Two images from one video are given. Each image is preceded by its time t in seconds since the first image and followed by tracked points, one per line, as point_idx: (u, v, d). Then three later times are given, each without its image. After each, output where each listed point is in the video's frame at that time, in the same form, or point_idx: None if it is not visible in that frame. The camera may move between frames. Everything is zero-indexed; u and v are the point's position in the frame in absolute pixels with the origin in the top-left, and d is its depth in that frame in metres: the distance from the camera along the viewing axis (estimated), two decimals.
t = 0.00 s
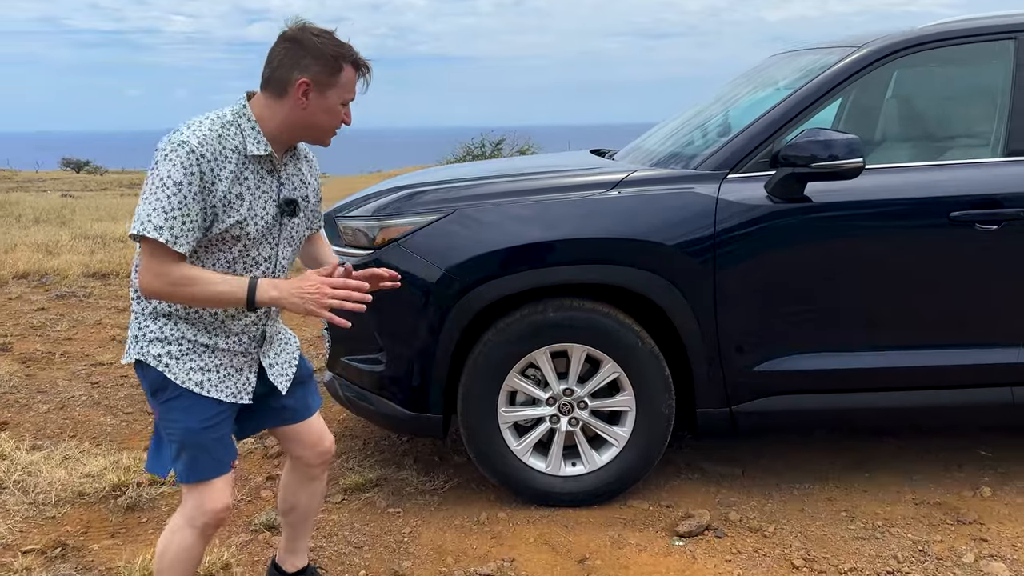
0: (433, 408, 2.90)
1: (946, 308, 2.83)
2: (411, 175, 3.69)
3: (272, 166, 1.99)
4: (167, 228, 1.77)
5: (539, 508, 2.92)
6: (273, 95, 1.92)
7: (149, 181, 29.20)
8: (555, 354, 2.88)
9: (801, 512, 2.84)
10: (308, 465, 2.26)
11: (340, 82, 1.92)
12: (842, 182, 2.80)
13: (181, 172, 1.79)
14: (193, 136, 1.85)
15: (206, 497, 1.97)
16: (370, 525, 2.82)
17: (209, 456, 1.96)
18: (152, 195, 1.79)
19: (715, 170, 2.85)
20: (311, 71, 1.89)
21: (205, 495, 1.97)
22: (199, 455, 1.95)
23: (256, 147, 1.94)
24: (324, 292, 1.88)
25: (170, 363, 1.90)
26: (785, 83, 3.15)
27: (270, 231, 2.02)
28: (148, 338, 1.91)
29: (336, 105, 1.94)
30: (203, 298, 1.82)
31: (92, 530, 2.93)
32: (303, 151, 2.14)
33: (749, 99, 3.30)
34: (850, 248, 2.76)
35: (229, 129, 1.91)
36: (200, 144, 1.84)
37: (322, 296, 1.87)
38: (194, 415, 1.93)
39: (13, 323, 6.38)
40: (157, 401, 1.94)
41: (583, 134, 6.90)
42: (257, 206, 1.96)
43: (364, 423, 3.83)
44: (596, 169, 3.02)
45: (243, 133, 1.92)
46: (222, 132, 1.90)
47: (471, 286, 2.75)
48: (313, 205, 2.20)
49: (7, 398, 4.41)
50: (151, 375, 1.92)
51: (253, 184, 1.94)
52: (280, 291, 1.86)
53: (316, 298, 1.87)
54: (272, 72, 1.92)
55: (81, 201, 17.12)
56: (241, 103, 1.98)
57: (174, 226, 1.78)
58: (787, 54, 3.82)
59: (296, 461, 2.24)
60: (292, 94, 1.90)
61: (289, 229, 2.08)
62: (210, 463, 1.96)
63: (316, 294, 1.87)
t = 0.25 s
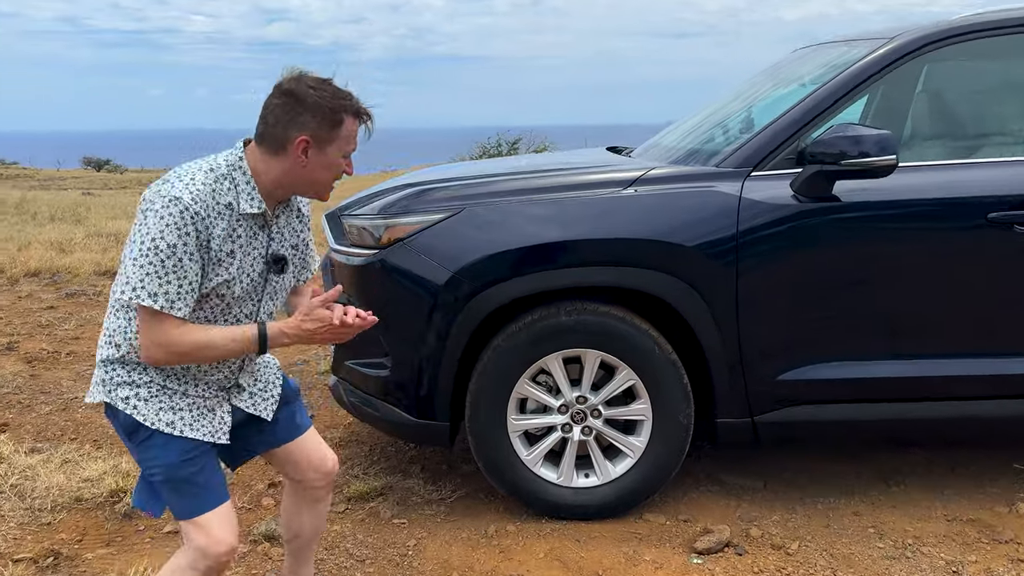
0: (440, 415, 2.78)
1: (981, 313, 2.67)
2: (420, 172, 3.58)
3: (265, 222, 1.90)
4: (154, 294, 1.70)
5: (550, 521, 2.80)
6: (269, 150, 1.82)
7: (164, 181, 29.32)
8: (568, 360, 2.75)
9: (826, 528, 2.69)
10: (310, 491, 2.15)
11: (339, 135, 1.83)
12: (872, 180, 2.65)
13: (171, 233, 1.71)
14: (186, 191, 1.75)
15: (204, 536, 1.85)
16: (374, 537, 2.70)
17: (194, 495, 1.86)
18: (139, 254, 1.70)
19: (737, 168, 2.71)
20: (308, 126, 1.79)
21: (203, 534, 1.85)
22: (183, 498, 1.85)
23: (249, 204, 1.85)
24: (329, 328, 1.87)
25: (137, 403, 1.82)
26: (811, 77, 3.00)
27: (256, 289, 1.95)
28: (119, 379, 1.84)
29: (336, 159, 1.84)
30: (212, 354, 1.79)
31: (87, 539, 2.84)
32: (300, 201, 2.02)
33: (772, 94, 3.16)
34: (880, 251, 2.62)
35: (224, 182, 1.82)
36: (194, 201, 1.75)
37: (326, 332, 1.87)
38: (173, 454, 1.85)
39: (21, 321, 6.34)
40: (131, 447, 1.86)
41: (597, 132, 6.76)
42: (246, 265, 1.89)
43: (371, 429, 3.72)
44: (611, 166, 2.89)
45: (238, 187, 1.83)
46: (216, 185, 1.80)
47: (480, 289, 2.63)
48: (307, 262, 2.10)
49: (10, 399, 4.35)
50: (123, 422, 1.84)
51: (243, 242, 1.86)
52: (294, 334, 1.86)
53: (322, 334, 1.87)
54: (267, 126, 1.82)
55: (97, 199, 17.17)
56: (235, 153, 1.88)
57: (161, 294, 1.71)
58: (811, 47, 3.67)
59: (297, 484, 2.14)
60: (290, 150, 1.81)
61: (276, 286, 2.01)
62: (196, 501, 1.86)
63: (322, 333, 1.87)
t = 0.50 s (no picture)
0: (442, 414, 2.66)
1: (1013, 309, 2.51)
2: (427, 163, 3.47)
3: (269, 308, 1.89)
4: (161, 396, 1.70)
5: (556, 525, 2.67)
6: (269, 244, 1.77)
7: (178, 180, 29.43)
8: (575, 357, 2.62)
9: (847, 536, 2.55)
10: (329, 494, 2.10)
11: (340, 222, 1.78)
12: (898, 169, 2.51)
13: (176, 337, 1.70)
14: (191, 291, 1.73)
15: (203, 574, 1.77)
16: (371, 540, 2.59)
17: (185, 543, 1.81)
18: (142, 357, 1.70)
19: (756, 156, 2.58)
20: (309, 220, 1.74)
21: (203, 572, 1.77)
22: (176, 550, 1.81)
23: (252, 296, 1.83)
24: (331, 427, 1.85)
25: (125, 462, 1.84)
26: (834, 62, 2.86)
27: (258, 375, 1.95)
28: (113, 447, 1.84)
29: (338, 245, 1.79)
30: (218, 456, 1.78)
31: (77, 538, 2.76)
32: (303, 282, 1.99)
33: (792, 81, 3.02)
34: (907, 243, 2.47)
35: (227, 276, 1.79)
36: (198, 302, 1.73)
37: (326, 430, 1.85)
38: (165, 508, 1.83)
39: (27, 317, 6.30)
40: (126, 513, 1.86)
41: (611, 127, 6.63)
42: (251, 354, 1.88)
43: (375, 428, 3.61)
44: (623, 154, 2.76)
45: (241, 281, 1.80)
46: (219, 281, 1.78)
47: (484, 281, 2.51)
48: (309, 336, 2.09)
49: (9, 394, 4.29)
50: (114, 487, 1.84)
51: (249, 335, 1.84)
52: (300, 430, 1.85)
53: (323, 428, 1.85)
54: (264, 220, 1.76)
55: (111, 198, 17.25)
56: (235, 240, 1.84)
57: (168, 397, 1.70)
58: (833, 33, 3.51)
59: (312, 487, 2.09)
60: (291, 244, 1.76)
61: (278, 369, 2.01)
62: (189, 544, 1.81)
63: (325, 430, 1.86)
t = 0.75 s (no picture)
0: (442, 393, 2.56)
1: None
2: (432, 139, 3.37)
3: (254, 350, 1.88)
4: (152, 451, 1.68)
5: (562, 510, 2.56)
6: (246, 285, 1.75)
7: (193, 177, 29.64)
8: (582, 334, 2.51)
9: (868, 523, 2.42)
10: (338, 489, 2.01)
11: (317, 259, 1.77)
12: (924, 134, 2.37)
13: (160, 390, 1.68)
14: (168, 342, 1.71)
15: None
16: (369, 522, 2.49)
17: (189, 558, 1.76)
18: (130, 415, 1.68)
19: (773, 123, 2.45)
20: (285, 258, 1.73)
21: None
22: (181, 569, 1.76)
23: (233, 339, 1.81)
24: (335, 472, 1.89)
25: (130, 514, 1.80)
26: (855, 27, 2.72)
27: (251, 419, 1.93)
28: (107, 500, 1.80)
29: (317, 280, 1.79)
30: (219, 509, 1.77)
31: (67, 519, 2.69)
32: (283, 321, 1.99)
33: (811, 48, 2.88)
34: (934, 213, 2.33)
35: (204, 323, 1.77)
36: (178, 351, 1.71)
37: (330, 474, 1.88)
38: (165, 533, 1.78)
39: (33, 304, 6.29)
40: (126, 552, 1.81)
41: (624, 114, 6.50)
42: (240, 398, 1.86)
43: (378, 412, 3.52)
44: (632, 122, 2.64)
45: (220, 327, 1.79)
46: (197, 328, 1.76)
47: (486, 252, 2.40)
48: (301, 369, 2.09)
49: (9, 378, 4.26)
50: (111, 529, 1.79)
51: (235, 379, 1.83)
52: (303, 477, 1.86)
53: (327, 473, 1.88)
54: (240, 262, 1.75)
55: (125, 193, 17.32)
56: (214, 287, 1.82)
57: (158, 452, 1.68)
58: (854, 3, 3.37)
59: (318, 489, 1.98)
60: (268, 284, 1.75)
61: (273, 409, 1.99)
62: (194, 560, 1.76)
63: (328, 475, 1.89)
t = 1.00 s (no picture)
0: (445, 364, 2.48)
1: None
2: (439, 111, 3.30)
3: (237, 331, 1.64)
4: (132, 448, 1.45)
5: (569, 486, 2.49)
6: (216, 271, 1.53)
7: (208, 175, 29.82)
8: (590, 303, 2.43)
9: (887, 500, 2.32)
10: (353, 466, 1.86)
11: (291, 237, 1.54)
12: (947, 94, 2.27)
13: (133, 383, 1.46)
14: (136, 334, 1.49)
15: None
16: (369, 496, 2.43)
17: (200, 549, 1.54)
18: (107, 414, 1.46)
19: (787, 83, 2.37)
20: (257, 238, 1.50)
21: None
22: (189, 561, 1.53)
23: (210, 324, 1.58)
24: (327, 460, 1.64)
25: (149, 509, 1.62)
26: None
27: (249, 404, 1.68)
28: (121, 498, 1.62)
29: (292, 264, 1.56)
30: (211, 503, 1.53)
31: (64, 492, 2.66)
32: (269, 304, 1.75)
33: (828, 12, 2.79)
34: (958, 175, 2.23)
35: (175, 310, 1.55)
36: (147, 341, 1.49)
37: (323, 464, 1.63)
38: (176, 521, 1.57)
39: (43, 290, 6.30)
40: (136, 547, 1.60)
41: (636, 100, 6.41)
42: (229, 385, 1.62)
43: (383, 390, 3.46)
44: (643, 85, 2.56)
45: (191, 312, 1.55)
46: (168, 317, 1.53)
47: (490, 217, 2.33)
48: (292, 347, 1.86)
49: (15, 358, 4.25)
50: (124, 523, 1.61)
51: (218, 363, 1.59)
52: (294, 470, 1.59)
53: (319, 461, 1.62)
54: (207, 247, 1.52)
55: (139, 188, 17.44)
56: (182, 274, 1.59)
57: (140, 447, 1.45)
58: None
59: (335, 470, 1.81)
60: (239, 268, 1.52)
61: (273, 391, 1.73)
62: (205, 550, 1.54)
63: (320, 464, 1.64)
